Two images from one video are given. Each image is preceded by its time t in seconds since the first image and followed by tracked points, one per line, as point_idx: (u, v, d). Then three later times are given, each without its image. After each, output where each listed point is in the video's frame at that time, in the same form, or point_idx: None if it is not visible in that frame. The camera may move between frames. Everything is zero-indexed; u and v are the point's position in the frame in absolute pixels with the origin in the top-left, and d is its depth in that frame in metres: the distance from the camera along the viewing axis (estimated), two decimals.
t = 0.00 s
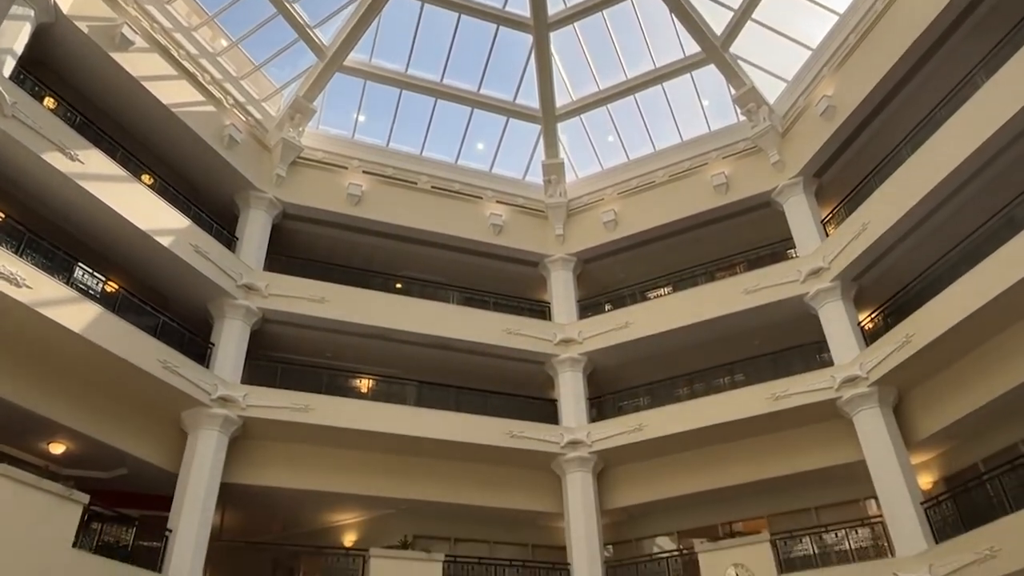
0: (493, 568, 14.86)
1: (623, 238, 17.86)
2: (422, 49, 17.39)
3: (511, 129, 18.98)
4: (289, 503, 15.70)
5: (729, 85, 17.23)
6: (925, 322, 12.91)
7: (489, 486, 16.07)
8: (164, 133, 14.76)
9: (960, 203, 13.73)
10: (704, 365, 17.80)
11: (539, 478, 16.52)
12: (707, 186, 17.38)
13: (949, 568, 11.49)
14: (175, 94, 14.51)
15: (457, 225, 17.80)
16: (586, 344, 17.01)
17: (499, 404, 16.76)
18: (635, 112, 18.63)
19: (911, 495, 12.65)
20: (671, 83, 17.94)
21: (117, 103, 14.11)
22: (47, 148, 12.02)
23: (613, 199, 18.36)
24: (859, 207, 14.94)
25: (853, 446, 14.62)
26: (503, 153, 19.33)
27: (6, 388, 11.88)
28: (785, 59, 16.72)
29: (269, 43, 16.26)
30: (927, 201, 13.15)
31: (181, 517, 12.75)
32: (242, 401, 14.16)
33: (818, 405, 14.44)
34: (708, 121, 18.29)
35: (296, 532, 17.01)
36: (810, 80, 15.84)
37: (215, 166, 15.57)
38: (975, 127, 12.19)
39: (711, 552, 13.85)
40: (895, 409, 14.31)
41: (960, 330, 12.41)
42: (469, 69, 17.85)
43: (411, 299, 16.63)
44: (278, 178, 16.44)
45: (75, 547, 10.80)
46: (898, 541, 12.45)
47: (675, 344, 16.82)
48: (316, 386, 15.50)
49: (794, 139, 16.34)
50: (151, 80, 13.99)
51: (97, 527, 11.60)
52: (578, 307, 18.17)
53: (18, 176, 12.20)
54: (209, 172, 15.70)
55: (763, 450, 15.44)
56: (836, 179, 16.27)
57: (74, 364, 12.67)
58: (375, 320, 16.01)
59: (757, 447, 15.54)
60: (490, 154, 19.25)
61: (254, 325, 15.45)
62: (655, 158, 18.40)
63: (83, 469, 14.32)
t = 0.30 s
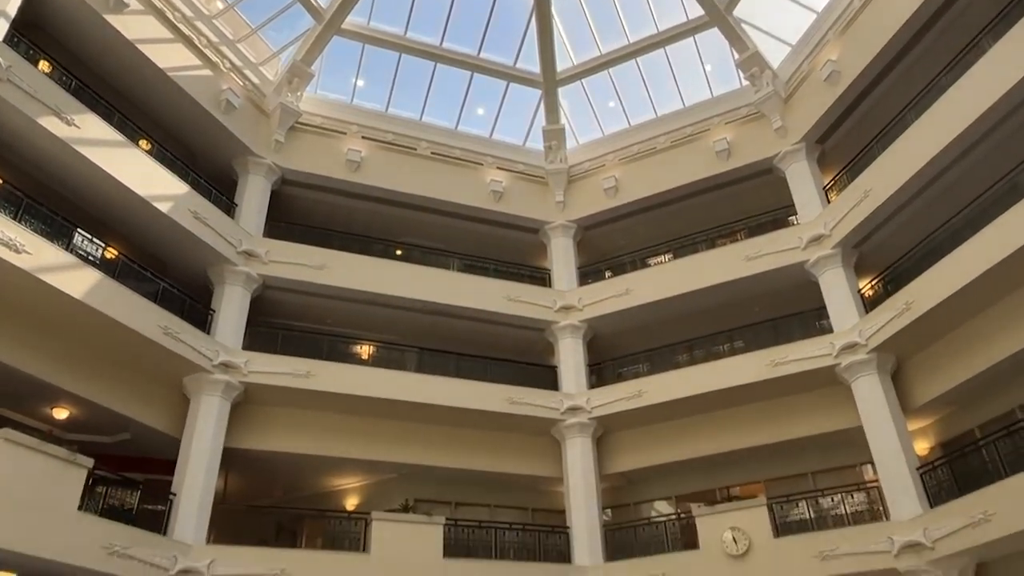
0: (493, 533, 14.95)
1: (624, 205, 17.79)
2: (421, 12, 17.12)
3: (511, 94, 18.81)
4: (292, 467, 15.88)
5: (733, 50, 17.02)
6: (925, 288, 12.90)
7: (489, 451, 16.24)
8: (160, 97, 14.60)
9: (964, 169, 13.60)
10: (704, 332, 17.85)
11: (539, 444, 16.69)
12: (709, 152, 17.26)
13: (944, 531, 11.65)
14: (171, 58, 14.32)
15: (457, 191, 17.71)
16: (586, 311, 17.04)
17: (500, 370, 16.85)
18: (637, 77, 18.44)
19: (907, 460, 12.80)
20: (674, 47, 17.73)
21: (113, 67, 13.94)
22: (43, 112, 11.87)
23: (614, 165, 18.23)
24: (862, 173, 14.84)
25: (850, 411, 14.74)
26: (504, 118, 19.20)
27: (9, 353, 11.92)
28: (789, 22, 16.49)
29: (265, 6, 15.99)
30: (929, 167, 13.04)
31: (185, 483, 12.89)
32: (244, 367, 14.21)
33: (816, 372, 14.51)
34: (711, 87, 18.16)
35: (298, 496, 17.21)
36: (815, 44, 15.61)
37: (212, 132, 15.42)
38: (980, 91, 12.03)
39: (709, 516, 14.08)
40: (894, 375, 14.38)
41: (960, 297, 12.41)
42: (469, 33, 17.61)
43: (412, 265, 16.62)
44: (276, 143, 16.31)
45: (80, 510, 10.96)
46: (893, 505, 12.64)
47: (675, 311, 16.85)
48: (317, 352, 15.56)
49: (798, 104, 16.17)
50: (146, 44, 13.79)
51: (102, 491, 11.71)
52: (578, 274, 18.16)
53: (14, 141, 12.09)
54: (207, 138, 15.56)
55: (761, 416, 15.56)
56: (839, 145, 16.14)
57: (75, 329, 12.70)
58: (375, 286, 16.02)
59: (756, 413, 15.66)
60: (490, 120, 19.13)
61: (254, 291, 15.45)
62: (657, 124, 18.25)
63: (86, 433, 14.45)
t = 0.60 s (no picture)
0: (493, 497, 15.13)
1: (625, 172, 17.69)
2: None
3: (512, 58, 18.66)
4: (294, 432, 16.04)
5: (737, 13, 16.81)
6: (925, 255, 12.87)
7: (489, 417, 16.39)
8: (156, 61, 14.44)
9: (968, 135, 13.48)
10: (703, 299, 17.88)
11: (538, 409, 16.83)
12: (711, 118, 17.11)
13: (938, 495, 11.80)
14: (166, 21, 14.12)
15: (458, 158, 17.59)
16: (586, 278, 17.04)
17: (500, 337, 16.92)
18: (639, 41, 18.28)
19: (904, 426, 12.92)
20: (676, 10, 17.55)
21: (108, 30, 13.75)
22: (38, 76, 11.73)
23: (615, 131, 18.06)
24: (865, 139, 14.72)
25: (848, 378, 14.82)
26: (504, 83, 19.11)
27: (10, 319, 11.94)
28: None
29: None
30: (933, 134, 12.93)
31: (188, 447, 13.02)
32: (244, 333, 14.26)
33: (815, 338, 14.57)
34: (713, 52, 18.06)
35: (300, 460, 17.40)
36: (819, 7, 15.37)
37: (210, 96, 15.26)
38: (986, 55, 11.85)
39: (706, 480, 14.23)
40: (892, 342, 14.43)
41: (960, 264, 12.39)
42: None
43: (411, 232, 16.58)
44: (274, 109, 16.15)
45: (84, 473, 11.07)
46: (889, 470, 12.79)
47: (675, 278, 16.85)
48: (317, 318, 15.60)
49: (801, 69, 15.98)
50: (141, 6, 13.58)
51: (106, 455, 11.82)
52: (578, 241, 18.13)
53: (9, 105, 11.96)
54: (204, 103, 15.41)
55: (759, 382, 15.67)
56: (843, 111, 15.98)
57: (75, 295, 12.71)
58: (375, 252, 16.00)
59: (754, 379, 15.76)
60: (490, 85, 19.05)
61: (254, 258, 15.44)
62: (658, 89, 18.09)
63: (89, 398, 14.57)
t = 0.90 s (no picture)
0: (492, 461, 15.27)
1: (626, 138, 17.55)
2: None
3: (512, 20, 18.43)
4: (294, 398, 16.12)
5: None
6: (926, 222, 12.81)
7: (488, 383, 16.48)
8: (152, 25, 14.21)
9: (973, 102, 13.32)
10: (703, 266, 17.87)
11: (537, 376, 16.92)
12: (713, 83, 16.93)
13: (933, 461, 11.91)
14: None
15: (457, 123, 17.43)
16: (586, 245, 16.99)
17: (499, 303, 16.93)
18: (640, 4, 18.05)
19: (900, 393, 13.01)
20: None
21: None
22: (32, 39, 11.53)
23: (616, 97, 17.88)
24: (868, 105, 14.58)
25: (846, 345, 14.87)
26: (503, 48, 18.89)
27: (10, 285, 11.92)
28: None
29: None
30: (937, 99, 12.79)
31: (190, 412, 13.11)
32: (244, 299, 14.26)
33: (814, 306, 14.58)
34: (716, 16, 17.84)
35: (300, 425, 17.54)
36: None
37: (206, 60, 15.07)
38: (994, 19, 11.66)
39: (703, 446, 14.36)
40: (891, 310, 14.45)
41: (962, 232, 12.34)
42: None
43: (411, 198, 16.49)
44: (271, 73, 15.99)
45: (88, 439, 11.13)
46: (885, 436, 12.90)
47: (675, 245, 16.81)
48: (317, 285, 15.59)
49: (805, 34, 15.76)
50: None
51: (108, 420, 11.89)
52: (578, 208, 18.06)
53: (2, 67, 11.77)
54: (200, 67, 15.21)
55: (758, 349, 15.72)
56: (846, 76, 15.81)
57: (74, 261, 12.66)
58: (375, 219, 15.95)
59: (753, 346, 15.81)
60: (489, 49, 18.83)
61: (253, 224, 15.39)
62: (660, 54, 17.88)
63: (90, 363, 14.62)
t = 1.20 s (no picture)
0: (491, 428, 15.39)
1: (627, 104, 17.39)
2: None
3: None
4: (294, 364, 16.19)
5: None
6: (927, 190, 12.75)
7: (488, 350, 16.55)
8: None
9: (977, 67, 13.17)
10: (703, 234, 17.82)
11: (536, 343, 16.97)
12: (715, 48, 16.73)
13: (928, 428, 12.01)
14: None
15: (456, 89, 17.26)
16: (586, 212, 16.92)
17: (499, 271, 16.92)
18: None
19: (897, 360, 13.07)
20: None
21: None
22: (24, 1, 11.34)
23: (617, 62, 17.69)
24: (871, 71, 14.41)
25: (844, 314, 14.91)
26: (503, 11, 18.55)
27: (8, 251, 11.88)
28: None
29: None
30: (942, 65, 12.63)
31: (190, 378, 13.18)
32: (243, 266, 14.25)
33: (814, 274, 14.59)
34: None
35: (301, 392, 17.65)
36: None
37: (201, 24, 14.84)
38: None
39: (701, 413, 14.46)
40: (890, 279, 14.45)
41: (963, 199, 12.27)
42: None
43: (409, 165, 16.39)
44: (268, 37, 15.79)
45: (89, 404, 11.18)
46: (881, 403, 12.99)
47: (675, 213, 16.76)
48: (316, 252, 15.57)
49: None
50: None
51: (109, 385, 11.89)
52: (578, 175, 17.95)
53: None
54: (196, 31, 14.99)
55: (756, 317, 15.77)
56: (851, 41, 15.60)
57: (72, 227, 12.59)
58: (373, 186, 15.86)
59: (751, 315, 15.84)
60: (489, 13, 18.55)
61: (251, 190, 15.32)
62: (662, 18, 17.62)
63: (90, 330, 14.66)
